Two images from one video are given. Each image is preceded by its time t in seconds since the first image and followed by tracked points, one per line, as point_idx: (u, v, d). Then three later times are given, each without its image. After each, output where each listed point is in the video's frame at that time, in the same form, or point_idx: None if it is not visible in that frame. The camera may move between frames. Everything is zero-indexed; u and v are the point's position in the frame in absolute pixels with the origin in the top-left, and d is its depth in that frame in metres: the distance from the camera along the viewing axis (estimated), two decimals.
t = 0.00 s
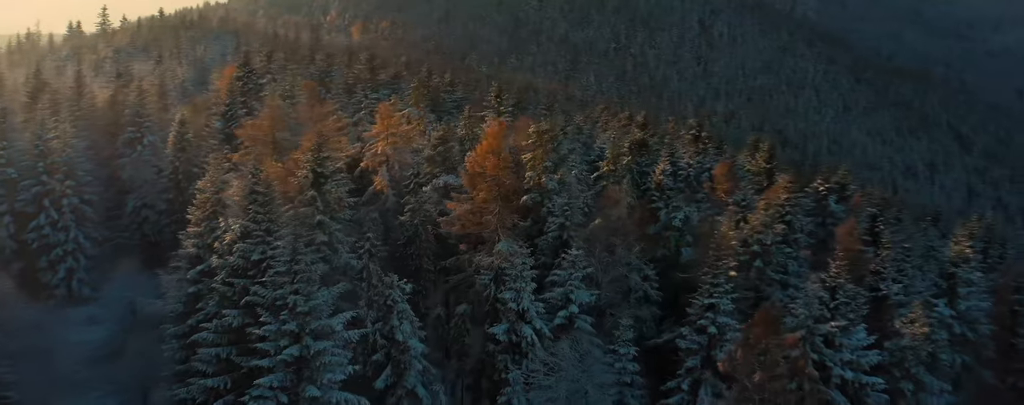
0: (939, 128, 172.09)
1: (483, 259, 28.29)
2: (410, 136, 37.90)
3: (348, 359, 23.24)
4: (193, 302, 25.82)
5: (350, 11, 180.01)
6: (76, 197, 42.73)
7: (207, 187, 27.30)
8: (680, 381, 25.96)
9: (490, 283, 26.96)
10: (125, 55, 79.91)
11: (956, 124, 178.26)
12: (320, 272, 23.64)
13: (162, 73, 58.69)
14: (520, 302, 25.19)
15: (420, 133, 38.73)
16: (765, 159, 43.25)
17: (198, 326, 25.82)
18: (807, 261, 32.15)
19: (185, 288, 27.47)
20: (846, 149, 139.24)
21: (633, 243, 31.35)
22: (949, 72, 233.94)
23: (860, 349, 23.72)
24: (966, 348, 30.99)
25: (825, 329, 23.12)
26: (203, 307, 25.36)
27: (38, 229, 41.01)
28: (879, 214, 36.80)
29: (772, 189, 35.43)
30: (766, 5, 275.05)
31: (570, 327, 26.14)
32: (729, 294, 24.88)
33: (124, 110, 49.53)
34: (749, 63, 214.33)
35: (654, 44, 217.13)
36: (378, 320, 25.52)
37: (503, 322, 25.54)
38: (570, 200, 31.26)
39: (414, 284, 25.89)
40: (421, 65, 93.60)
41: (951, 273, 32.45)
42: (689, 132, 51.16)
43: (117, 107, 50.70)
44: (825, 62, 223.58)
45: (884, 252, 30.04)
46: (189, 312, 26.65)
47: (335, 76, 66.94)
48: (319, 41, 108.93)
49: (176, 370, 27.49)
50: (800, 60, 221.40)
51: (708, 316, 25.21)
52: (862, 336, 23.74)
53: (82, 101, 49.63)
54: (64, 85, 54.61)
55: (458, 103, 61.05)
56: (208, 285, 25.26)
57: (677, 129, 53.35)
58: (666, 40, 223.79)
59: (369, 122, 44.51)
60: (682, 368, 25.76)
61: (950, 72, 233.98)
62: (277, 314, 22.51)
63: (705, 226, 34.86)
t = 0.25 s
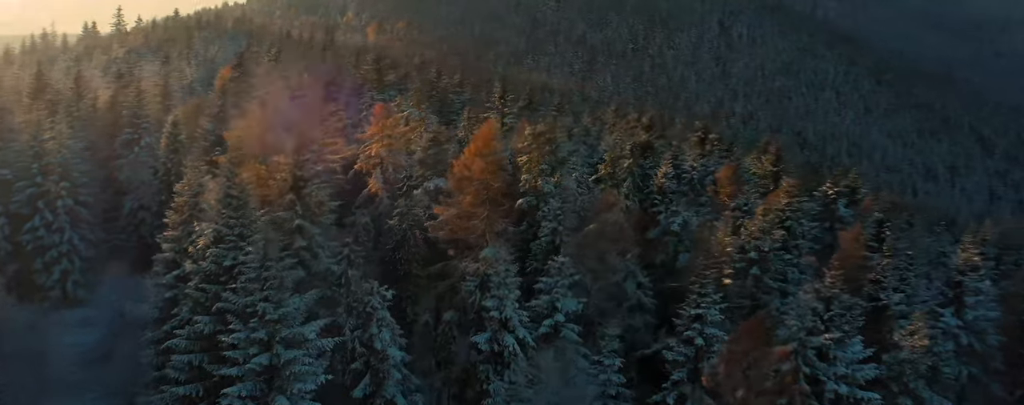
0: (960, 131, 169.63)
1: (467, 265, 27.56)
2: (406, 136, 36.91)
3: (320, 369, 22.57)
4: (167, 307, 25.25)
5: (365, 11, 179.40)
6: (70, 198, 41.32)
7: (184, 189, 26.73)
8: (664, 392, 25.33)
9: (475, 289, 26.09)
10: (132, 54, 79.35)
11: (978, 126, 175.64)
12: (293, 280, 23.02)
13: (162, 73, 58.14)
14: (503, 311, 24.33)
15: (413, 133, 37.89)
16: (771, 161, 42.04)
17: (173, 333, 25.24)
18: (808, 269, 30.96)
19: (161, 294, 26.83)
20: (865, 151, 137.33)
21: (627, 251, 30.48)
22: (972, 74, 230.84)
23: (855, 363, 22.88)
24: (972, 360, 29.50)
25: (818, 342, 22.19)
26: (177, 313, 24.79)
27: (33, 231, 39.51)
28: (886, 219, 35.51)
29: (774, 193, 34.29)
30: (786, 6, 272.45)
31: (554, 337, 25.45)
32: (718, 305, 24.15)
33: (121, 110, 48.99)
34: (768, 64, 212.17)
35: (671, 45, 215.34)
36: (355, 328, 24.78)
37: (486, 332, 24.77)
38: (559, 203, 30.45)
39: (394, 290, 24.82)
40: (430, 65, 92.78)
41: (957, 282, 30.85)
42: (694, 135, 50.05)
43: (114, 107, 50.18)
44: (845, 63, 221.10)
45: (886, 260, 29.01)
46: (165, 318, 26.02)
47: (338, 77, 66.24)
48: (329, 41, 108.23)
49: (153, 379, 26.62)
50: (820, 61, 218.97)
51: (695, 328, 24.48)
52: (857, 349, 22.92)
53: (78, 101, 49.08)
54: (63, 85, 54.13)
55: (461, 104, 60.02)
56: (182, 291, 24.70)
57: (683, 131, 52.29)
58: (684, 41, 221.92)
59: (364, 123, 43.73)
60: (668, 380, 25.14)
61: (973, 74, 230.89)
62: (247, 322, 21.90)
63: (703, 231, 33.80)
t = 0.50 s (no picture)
0: (983, 133, 167.20)
1: (451, 271, 26.84)
2: (399, 138, 36.06)
3: (290, 380, 21.76)
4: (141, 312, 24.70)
5: (382, 11, 179.03)
6: (65, 200, 39.00)
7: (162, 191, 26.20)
8: None
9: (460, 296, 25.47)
10: (141, 56, 79.17)
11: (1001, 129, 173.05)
12: (264, 288, 22.40)
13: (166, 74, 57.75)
14: (483, 320, 23.64)
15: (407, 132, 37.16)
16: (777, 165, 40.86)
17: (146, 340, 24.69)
18: (808, 277, 29.96)
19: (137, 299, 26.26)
20: (885, 154, 135.49)
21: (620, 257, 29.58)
22: (996, 77, 227.84)
23: (849, 379, 21.66)
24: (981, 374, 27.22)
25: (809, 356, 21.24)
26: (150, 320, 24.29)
27: (27, 232, 36.89)
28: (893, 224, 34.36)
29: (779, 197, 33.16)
30: (808, 7, 270.02)
31: (537, 347, 24.71)
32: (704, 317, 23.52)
33: (120, 111, 48.58)
34: (788, 66, 210.13)
35: (690, 47, 213.72)
36: (332, 336, 24.09)
37: (465, 341, 24.02)
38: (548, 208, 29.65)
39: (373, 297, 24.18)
40: (441, 66, 92.14)
41: (963, 291, 28.74)
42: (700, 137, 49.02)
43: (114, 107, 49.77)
44: (866, 65, 218.65)
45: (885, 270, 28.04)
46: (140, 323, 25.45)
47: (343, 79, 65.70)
48: (342, 42, 107.84)
49: (130, 386, 25.91)
50: (840, 62, 216.68)
51: (679, 340, 23.84)
52: (851, 364, 21.71)
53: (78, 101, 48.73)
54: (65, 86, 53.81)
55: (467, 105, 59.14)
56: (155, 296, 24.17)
57: (689, 133, 51.34)
58: (703, 42, 220.24)
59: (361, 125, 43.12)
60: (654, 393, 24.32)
61: (996, 77, 227.87)
62: (214, 329, 21.33)
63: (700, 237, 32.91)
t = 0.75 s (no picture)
0: (1007, 136, 164.58)
1: (434, 277, 26.10)
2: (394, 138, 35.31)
3: (262, 390, 21.05)
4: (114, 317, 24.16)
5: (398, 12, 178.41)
6: (61, 201, 37.78)
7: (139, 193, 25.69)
8: None
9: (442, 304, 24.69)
10: (150, 57, 78.82)
11: None
12: (233, 293, 21.72)
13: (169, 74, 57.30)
14: (462, 329, 22.93)
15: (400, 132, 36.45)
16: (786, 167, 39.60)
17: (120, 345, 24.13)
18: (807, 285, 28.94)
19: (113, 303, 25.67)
20: (905, 156, 133.58)
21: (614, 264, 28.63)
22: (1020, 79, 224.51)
23: (840, 395, 21.20)
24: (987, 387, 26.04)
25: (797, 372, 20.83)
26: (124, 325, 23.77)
27: (22, 233, 35.68)
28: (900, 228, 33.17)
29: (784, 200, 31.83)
30: (829, 8, 267.20)
31: (520, 357, 24.01)
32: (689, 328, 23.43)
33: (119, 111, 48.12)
34: (808, 67, 207.84)
35: (710, 48, 211.83)
36: (309, 344, 23.29)
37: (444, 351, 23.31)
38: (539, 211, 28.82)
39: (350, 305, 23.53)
40: (452, 66, 91.34)
41: (970, 301, 27.11)
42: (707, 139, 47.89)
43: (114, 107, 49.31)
44: (888, 66, 216.01)
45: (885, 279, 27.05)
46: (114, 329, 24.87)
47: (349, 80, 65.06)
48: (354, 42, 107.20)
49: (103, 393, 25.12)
50: (862, 64, 214.14)
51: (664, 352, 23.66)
52: (842, 379, 21.25)
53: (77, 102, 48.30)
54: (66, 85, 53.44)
55: (471, 105, 58.25)
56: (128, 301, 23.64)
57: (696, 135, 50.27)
58: (723, 43, 218.27)
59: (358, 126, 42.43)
60: None
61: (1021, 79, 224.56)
62: (180, 337, 20.68)
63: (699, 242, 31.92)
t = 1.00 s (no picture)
0: None
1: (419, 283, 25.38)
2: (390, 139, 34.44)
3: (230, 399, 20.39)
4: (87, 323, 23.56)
5: (417, 13, 177.67)
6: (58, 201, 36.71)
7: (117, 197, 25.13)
8: None
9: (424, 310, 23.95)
10: (160, 58, 78.46)
11: None
12: (203, 299, 21.03)
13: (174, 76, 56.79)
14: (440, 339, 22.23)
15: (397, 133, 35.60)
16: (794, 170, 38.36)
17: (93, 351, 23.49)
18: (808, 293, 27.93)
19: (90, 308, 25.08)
20: (928, 159, 131.52)
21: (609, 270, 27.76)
22: None
23: None
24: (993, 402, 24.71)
25: (785, 388, 20.96)
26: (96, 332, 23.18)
27: (19, 234, 34.43)
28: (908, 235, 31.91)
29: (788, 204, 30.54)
30: (853, 10, 264.19)
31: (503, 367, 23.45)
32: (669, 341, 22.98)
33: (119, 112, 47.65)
34: (831, 69, 205.31)
35: (731, 50, 209.70)
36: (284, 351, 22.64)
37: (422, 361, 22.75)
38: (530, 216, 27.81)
39: (328, 312, 22.95)
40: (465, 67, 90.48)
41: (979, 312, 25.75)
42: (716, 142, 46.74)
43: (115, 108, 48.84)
44: (912, 68, 213.08)
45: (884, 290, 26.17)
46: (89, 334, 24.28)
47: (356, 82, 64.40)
48: (368, 42, 106.48)
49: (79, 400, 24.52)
50: (886, 66, 211.36)
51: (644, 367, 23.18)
52: (836, 396, 20.82)
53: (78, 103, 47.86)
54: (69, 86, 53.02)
55: (478, 107, 57.50)
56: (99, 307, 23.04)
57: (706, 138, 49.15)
58: (744, 44, 216.06)
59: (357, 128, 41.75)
60: None
61: None
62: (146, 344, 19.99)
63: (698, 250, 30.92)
